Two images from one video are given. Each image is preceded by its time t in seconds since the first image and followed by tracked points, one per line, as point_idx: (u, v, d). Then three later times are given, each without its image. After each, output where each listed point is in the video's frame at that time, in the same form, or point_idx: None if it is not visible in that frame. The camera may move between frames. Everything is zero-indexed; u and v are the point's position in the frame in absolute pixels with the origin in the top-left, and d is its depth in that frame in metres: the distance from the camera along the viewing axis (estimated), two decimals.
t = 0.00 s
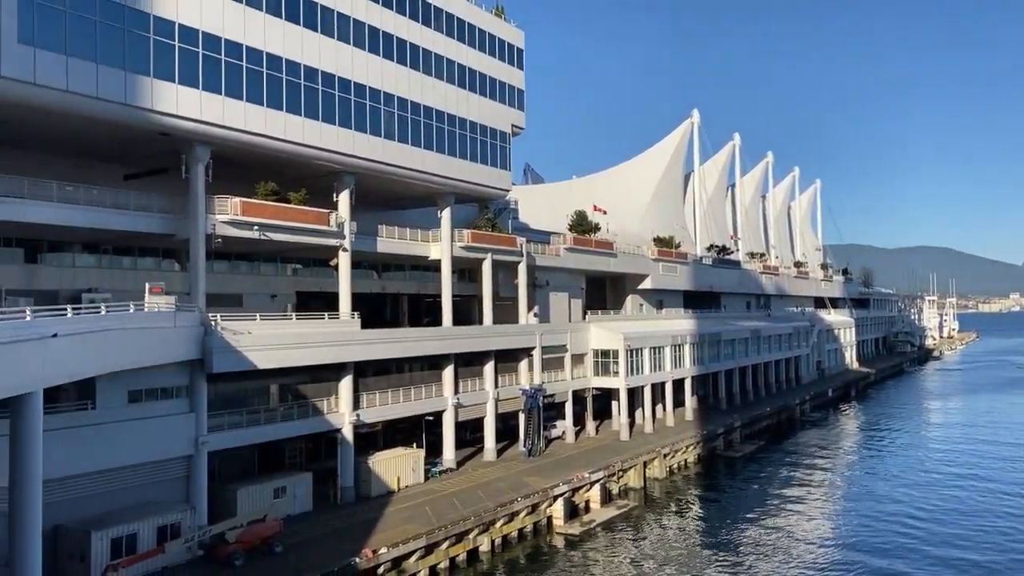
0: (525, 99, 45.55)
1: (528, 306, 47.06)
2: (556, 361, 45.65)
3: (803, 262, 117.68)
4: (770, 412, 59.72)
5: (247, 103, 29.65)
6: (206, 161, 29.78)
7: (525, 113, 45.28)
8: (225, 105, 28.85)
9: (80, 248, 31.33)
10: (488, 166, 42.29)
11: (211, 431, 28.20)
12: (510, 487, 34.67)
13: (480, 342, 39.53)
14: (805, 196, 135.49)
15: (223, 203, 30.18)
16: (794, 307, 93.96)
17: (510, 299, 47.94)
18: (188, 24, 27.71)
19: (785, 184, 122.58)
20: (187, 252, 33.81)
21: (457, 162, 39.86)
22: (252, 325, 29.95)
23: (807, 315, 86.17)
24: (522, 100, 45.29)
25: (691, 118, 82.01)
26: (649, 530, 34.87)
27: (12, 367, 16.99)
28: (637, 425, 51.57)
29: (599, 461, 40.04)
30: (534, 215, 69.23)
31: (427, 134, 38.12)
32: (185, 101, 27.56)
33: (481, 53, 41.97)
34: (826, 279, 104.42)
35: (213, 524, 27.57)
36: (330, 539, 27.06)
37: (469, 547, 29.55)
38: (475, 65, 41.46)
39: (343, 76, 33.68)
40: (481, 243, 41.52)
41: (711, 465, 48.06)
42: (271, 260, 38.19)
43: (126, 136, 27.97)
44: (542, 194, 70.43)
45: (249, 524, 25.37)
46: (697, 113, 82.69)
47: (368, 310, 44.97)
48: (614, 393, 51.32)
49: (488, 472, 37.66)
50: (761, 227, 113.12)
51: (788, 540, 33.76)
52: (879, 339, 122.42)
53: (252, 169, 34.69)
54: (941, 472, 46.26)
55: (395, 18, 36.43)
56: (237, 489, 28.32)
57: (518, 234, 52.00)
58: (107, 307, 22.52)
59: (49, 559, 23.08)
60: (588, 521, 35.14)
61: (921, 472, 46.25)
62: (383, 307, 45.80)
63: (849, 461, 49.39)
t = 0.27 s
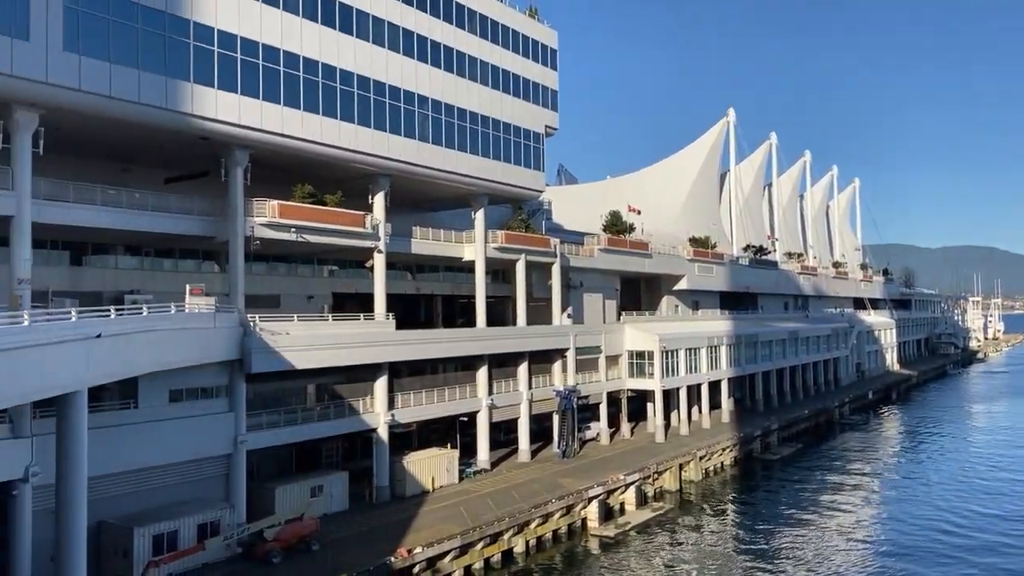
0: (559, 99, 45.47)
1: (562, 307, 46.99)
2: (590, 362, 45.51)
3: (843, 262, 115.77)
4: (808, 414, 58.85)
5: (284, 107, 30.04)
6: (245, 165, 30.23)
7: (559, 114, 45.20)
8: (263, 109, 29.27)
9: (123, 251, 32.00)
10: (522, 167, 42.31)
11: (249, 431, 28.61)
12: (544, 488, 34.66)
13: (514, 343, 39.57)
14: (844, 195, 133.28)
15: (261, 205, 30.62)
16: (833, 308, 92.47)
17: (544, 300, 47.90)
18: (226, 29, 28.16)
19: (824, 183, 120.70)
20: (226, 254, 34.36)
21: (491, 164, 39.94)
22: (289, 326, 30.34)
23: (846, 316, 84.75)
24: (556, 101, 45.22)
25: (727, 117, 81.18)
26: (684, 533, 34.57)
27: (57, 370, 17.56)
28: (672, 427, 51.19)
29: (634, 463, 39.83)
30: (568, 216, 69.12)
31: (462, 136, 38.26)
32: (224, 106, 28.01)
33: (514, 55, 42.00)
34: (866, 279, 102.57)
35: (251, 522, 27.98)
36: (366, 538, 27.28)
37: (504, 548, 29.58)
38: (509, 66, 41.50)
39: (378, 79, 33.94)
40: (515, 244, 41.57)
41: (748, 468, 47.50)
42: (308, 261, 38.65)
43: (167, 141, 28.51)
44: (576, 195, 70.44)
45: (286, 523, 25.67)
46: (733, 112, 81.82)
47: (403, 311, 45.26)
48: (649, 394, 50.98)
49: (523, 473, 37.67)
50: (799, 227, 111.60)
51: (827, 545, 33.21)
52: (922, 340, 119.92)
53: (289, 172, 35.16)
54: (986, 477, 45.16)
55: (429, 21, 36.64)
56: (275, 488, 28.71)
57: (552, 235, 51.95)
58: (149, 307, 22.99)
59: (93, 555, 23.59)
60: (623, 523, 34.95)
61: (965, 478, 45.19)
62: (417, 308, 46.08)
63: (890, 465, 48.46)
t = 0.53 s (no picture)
0: (591, 99, 45.32)
1: (595, 308, 46.84)
2: (623, 363, 45.30)
3: (881, 262, 113.72)
4: (846, 416, 57.91)
5: (319, 110, 30.37)
6: (281, 167, 30.61)
7: (592, 114, 45.05)
8: (298, 112, 29.61)
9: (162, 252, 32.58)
10: (554, 168, 42.24)
11: (286, 430, 28.98)
12: (577, 489, 34.61)
13: (546, 344, 39.54)
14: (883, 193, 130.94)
15: (296, 208, 30.99)
16: (872, 308, 90.89)
17: (577, 300, 47.77)
18: (262, 34, 28.56)
19: (862, 181, 118.69)
20: (263, 256, 34.87)
21: (523, 164, 39.95)
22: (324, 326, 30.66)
23: (885, 316, 83.25)
24: (589, 101, 45.07)
25: (762, 116, 80.23)
26: (719, 536, 34.25)
27: (98, 371, 17.96)
28: (707, 428, 50.72)
29: (668, 465, 39.57)
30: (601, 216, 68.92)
31: (494, 137, 38.32)
32: (260, 110, 28.42)
33: (547, 55, 41.94)
34: (905, 279, 100.64)
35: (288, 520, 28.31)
36: (400, 537, 27.46)
37: (537, 548, 29.58)
38: (541, 66, 41.47)
39: (411, 81, 34.14)
40: (547, 245, 41.56)
41: (784, 470, 46.89)
42: (342, 263, 39.01)
43: (205, 144, 28.99)
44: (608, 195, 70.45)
45: (321, 521, 25.92)
46: (768, 110, 80.84)
47: (436, 312, 45.49)
48: (683, 395, 50.58)
49: (556, 474, 37.62)
50: (836, 226, 110.00)
51: (866, 549, 32.66)
52: (964, 341, 117.34)
53: (324, 175, 35.55)
54: None
55: (462, 23, 36.78)
56: (311, 486, 29.02)
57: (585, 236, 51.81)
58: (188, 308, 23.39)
59: (134, 551, 24.05)
60: (657, 525, 34.74)
61: (1009, 482, 44.13)
62: (450, 309, 46.25)
63: (931, 469, 47.49)
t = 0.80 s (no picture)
0: (625, 98, 45.07)
1: (629, 308, 46.62)
2: (658, 364, 45.00)
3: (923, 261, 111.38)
4: (887, 418, 56.86)
5: (355, 113, 30.66)
6: (317, 170, 30.98)
7: (626, 113, 44.82)
8: (334, 114, 29.94)
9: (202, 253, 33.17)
10: (588, 167, 42.09)
11: (323, 429, 29.31)
12: (612, 490, 34.48)
13: (580, 345, 39.43)
14: (924, 191, 128.23)
15: (332, 209, 31.33)
16: (913, 309, 89.09)
17: (611, 301, 47.57)
18: (299, 38, 28.92)
19: (903, 179, 116.37)
20: (300, 257, 35.34)
21: (557, 164, 39.86)
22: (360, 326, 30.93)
23: (927, 316, 81.54)
24: (623, 100, 44.84)
25: (799, 113, 79.09)
26: (756, 538, 33.85)
27: (140, 370, 18.34)
28: (743, 430, 50.16)
29: (704, 467, 39.22)
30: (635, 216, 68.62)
31: (528, 137, 38.31)
32: (297, 113, 28.78)
33: (580, 54, 41.79)
34: (947, 279, 98.47)
35: (324, 518, 28.61)
36: (435, 536, 27.61)
37: (572, 550, 29.51)
38: (575, 66, 41.35)
39: (445, 82, 34.28)
40: (581, 245, 41.47)
41: (822, 473, 46.20)
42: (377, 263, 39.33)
43: (244, 147, 29.45)
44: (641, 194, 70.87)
45: (358, 520, 26.11)
46: (805, 107, 79.65)
47: (470, 312, 45.66)
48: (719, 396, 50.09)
49: (591, 475, 37.49)
50: (876, 225, 108.04)
51: (907, 554, 32.03)
52: (1009, 342, 114.44)
53: (360, 176, 35.88)
54: None
55: (495, 24, 36.82)
56: (347, 485, 29.29)
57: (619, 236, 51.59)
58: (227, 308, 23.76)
59: (175, 547, 24.50)
60: (693, 527, 34.44)
61: None
62: (484, 309, 46.36)
63: (975, 473, 46.39)
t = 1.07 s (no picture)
0: (663, 97, 44.70)
1: (668, 308, 46.24)
2: (697, 365, 44.57)
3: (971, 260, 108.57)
4: (933, 421, 55.55)
5: (393, 114, 30.88)
6: (356, 171, 31.29)
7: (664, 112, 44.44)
8: (373, 116, 30.18)
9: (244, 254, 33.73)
10: (626, 167, 41.83)
11: (362, 427, 29.58)
12: (651, 491, 34.24)
13: (617, 345, 39.19)
14: (972, 187, 124.98)
15: (371, 210, 31.60)
16: (961, 309, 86.90)
17: (649, 300, 47.24)
18: (338, 41, 29.20)
19: (950, 176, 113.57)
20: (339, 258, 35.74)
21: (594, 163, 39.69)
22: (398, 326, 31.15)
23: (975, 316, 79.48)
24: (661, 98, 44.47)
25: (841, 110, 77.68)
26: (798, 542, 33.32)
27: (184, 369, 18.69)
28: (784, 432, 49.42)
29: (745, 469, 38.73)
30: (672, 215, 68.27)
31: (565, 137, 38.21)
32: (336, 115, 29.08)
33: (618, 53, 41.55)
34: (997, 278, 95.85)
35: (364, 516, 28.88)
36: (473, 535, 27.67)
37: (610, 550, 29.36)
38: (612, 65, 41.12)
39: (482, 83, 34.33)
40: (619, 245, 41.27)
41: (866, 476, 45.31)
42: (415, 264, 39.58)
43: (285, 149, 29.86)
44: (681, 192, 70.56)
45: (397, 518, 26.26)
46: (848, 104, 78.18)
47: (507, 312, 45.71)
48: (759, 397, 49.41)
49: (629, 476, 37.27)
50: (922, 223, 105.63)
51: (955, 560, 31.23)
52: None
53: (398, 177, 36.14)
54: None
55: (532, 24, 36.78)
56: (386, 483, 29.53)
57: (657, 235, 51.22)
58: (269, 308, 24.10)
59: (218, 542, 24.92)
60: (733, 529, 34.03)
61: None
62: (520, 309, 46.39)
63: None
